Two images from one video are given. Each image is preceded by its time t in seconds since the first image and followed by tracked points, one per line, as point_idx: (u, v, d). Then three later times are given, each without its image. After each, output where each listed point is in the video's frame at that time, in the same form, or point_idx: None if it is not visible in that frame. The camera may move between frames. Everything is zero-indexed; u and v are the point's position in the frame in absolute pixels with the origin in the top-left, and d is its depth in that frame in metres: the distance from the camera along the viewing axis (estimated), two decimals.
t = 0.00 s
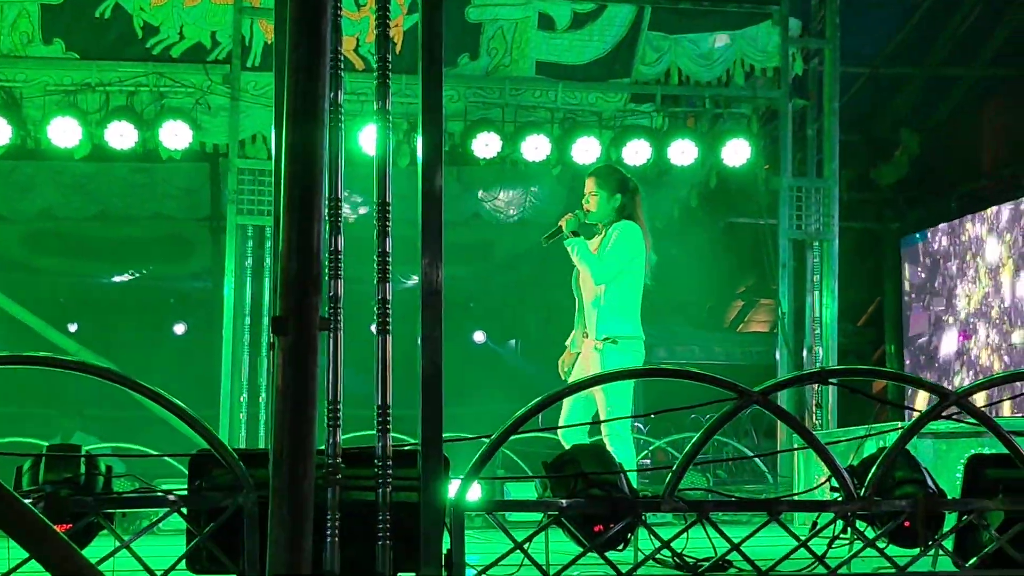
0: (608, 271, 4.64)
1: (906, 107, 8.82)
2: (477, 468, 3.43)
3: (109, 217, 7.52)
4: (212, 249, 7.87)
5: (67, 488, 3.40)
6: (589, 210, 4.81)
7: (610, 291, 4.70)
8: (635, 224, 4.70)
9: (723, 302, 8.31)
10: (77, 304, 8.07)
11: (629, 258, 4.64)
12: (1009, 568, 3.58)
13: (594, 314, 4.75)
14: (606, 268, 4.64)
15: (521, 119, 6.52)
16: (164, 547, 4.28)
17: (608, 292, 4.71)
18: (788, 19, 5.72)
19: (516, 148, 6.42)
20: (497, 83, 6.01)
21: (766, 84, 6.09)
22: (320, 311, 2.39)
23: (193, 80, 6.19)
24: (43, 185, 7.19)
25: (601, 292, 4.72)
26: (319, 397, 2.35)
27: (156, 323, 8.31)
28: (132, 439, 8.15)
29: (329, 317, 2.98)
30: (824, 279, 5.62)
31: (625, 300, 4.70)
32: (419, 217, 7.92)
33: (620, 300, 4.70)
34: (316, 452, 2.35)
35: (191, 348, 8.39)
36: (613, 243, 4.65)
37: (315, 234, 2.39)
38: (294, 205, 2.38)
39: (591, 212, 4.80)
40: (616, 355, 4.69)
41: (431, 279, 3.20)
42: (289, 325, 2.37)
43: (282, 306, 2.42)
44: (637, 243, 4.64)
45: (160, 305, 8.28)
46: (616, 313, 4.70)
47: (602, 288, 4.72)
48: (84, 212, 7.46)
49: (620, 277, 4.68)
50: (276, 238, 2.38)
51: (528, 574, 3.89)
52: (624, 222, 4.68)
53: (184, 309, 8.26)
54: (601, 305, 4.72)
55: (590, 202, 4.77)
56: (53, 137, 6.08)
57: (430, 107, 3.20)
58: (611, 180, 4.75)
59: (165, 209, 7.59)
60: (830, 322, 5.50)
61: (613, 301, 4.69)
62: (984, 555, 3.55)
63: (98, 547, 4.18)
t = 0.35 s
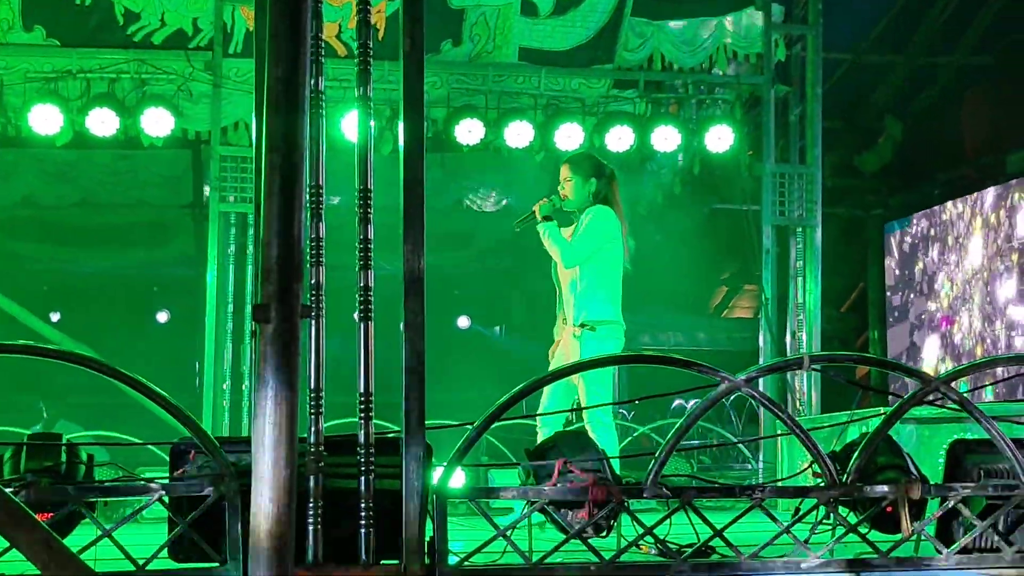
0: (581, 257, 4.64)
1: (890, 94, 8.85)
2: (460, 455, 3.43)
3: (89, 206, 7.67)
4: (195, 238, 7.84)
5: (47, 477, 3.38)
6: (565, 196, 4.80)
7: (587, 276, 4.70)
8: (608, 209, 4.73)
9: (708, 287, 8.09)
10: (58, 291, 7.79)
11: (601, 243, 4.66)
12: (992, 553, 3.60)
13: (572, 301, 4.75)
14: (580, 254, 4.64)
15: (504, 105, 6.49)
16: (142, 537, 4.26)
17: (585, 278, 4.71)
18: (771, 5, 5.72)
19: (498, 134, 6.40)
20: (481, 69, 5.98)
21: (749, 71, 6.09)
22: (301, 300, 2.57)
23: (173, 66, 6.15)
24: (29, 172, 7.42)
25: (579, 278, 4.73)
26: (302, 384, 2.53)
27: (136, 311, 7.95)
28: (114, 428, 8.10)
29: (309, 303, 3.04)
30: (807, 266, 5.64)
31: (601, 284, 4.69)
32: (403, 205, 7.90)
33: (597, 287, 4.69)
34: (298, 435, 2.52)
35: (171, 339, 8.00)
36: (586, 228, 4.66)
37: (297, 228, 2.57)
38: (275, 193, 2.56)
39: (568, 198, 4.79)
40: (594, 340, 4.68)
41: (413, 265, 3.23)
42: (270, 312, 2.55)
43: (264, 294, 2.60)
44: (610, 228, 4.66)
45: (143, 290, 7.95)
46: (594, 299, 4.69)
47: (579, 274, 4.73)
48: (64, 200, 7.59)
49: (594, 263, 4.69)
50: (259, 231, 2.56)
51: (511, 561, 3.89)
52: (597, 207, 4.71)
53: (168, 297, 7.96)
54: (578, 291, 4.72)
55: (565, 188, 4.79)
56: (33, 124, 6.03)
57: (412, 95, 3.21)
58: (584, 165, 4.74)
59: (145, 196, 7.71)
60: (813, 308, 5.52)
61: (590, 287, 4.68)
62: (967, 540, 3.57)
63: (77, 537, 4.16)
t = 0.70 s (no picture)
0: (547, 244, 4.62)
1: (874, 80, 8.86)
2: (444, 443, 3.45)
3: (71, 193, 7.67)
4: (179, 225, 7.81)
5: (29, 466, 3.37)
6: (529, 183, 4.77)
7: (554, 263, 4.72)
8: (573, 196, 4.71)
9: (689, 275, 8.18)
10: (41, 279, 7.70)
11: (567, 229, 4.65)
12: (974, 537, 3.64)
13: (542, 288, 4.77)
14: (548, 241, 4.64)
15: (488, 91, 6.48)
16: (126, 524, 4.27)
17: (552, 265, 4.73)
18: None
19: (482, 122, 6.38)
20: (464, 55, 5.95)
21: (733, 57, 6.08)
22: (286, 285, 2.61)
23: (155, 53, 6.10)
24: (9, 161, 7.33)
25: (547, 265, 4.74)
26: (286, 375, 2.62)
27: (118, 300, 7.89)
28: (100, 416, 8.09)
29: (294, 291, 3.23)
30: (791, 252, 5.65)
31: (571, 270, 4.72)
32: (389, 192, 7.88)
33: (566, 273, 4.72)
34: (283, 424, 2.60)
35: (155, 328, 7.96)
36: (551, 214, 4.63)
37: (282, 212, 2.60)
38: (260, 184, 2.59)
39: (532, 185, 4.76)
40: (566, 326, 4.71)
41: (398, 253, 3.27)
42: (251, 299, 2.59)
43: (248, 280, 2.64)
44: (576, 216, 4.66)
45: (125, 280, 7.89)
46: (564, 286, 4.71)
47: (547, 261, 4.74)
48: (48, 186, 7.59)
49: (562, 249, 4.70)
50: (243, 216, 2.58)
51: (496, 547, 3.92)
52: (562, 194, 4.69)
53: (149, 283, 7.92)
54: (547, 278, 4.74)
55: (530, 175, 4.75)
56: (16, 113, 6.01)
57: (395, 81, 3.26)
58: (550, 152, 4.70)
59: (127, 183, 7.71)
60: (797, 294, 5.54)
61: (559, 274, 4.71)
62: (950, 525, 3.60)
63: (60, 525, 4.15)
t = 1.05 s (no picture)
0: (502, 231, 4.61)
1: (860, 70, 8.89)
2: (431, 433, 3.46)
3: (56, 181, 7.63)
4: (165, 215, 7.77)
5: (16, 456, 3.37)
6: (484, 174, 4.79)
7: (511, 251, 4.69)
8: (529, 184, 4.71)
9: (677, 264, 8.28)
10: (25, 270, 7.72)
11: (521, 216, 4.65)
12: (960, 527, 3.67)
13: (499, 277, 4.73)
14: (504, 229, 4.62)
15: (475, 80, 6.47)
16: (112, 514, 4.27)
17: (508, 254, 4.70)
18: None
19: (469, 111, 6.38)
20: (450, 44, 5.91)
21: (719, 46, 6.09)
22: (272, 274, 2.78)
23: (139, 41, 6.05)
24: None
25: (504, 254, 4.71)
26: (271, 362, 2.78)
27: (103, 289, 7.88)
28: (85, 407, 8.06)
29: (281, 279, 3.24)
30: (776, 242, 5.67)
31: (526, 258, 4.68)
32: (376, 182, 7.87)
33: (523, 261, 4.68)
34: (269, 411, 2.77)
35: (141, 319, 7.93)
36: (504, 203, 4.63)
37: (269, 205, 2.78)
38: (247, 177, 2.74)
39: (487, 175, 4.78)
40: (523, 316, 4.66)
41: (385, 243, 3.34)
42: (241, 289, 2.75)
43: (235, 270, 2.79)
44: (531, 203, 4.66)
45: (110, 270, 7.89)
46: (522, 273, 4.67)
47: (503, 249, 4.72)
48: (34, 173, 7.58)
49: (518, 237, 4.68)
50: (231, 210, 2.74)
51: (483, 536, 3.93)
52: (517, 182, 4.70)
53: (135, 273, 7.91)
54: (504, 267, 4.71)
55: (486, 165, 4.76)
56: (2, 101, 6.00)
57: (382, 70, 3.33)
58: (505, 142, 4.73)
59: (113, 173, 7.65)
60: (783, 285, 5.56)
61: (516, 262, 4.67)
62: (936, 514, 3.63)
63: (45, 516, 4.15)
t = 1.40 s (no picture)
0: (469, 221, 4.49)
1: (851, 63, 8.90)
2: (422, 426, 3.45)
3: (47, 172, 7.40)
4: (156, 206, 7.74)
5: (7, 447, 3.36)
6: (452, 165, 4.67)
7: (480, 238, 4.55)
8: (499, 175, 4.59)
9: (667, 258, 8.35)
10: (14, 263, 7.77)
11: (490, 206, 4.53)
12: (950, 520, 3.70)
13: (466, 266, 4.58)
14: (472, 216, 4.51)
15: (467, 72, 6.46)
16: (102, 505, 4.27)
17: (475, 244, 4.57)
18: None
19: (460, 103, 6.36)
20: (441, 37, 5.89)
21: (711, 40, 6.09)
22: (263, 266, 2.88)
23: (130, 31, 6.01)
24: None
25: (471, 241, 4.58)
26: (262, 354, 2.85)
27: (92, 281, 7.96)
28: (75, 398, 8.05)
29: (272, 270, 3.25)
30: (767, 235, 5.68)
31: (492, 249, 4.55)
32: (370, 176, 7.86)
33: (491, 249, 4.56)
34: (258, 405, 2.83)
35: (129, 311, 8.03)
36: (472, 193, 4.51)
37: (259, 197, 2.88)
38: (238, 174, 2.87)
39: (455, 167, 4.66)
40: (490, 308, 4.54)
41: (376, 235, 3.35)
42: (232, 281, 2.86)
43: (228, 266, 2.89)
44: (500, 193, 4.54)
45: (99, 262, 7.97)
46: (489, 261, 4.54)
47: (471, 237, 4.58)
48: (25, 165, 7.29)
49: (487, 225, 4.55)
50: (223, 204, 2.87)
51: (474, 528, 3.94)
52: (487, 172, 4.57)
53: (124, 266, 7.99)
54: (471, 256, 4.57)
55: (454, 155, 4.67)
56: None
57: (374, 62, 3.34)
58: (475, 134, 4.62)
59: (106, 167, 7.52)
60: (774, 279, 5.58)
61: (485, 250, 4.54)
62: (926, 508, 3.65)
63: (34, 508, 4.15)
